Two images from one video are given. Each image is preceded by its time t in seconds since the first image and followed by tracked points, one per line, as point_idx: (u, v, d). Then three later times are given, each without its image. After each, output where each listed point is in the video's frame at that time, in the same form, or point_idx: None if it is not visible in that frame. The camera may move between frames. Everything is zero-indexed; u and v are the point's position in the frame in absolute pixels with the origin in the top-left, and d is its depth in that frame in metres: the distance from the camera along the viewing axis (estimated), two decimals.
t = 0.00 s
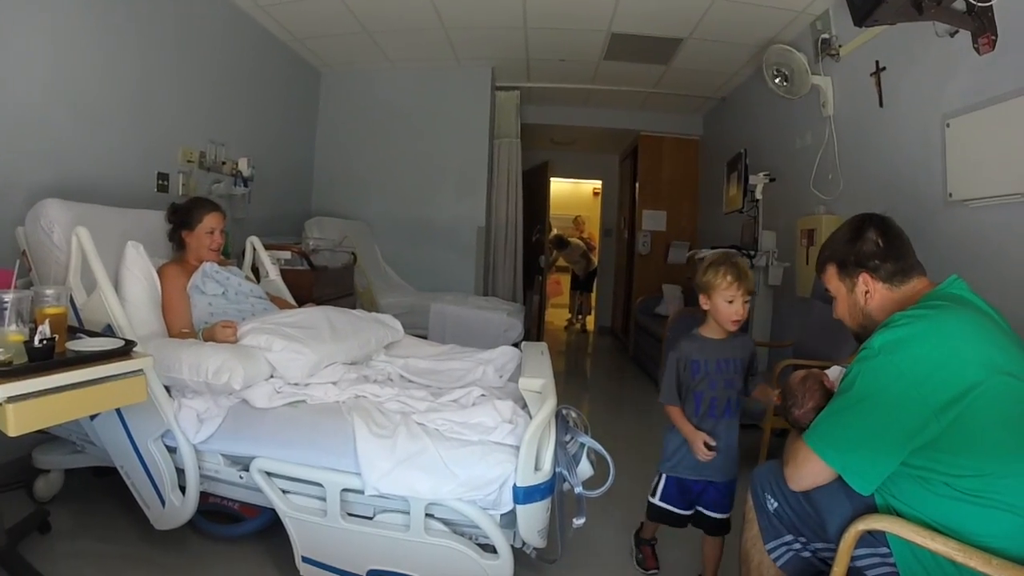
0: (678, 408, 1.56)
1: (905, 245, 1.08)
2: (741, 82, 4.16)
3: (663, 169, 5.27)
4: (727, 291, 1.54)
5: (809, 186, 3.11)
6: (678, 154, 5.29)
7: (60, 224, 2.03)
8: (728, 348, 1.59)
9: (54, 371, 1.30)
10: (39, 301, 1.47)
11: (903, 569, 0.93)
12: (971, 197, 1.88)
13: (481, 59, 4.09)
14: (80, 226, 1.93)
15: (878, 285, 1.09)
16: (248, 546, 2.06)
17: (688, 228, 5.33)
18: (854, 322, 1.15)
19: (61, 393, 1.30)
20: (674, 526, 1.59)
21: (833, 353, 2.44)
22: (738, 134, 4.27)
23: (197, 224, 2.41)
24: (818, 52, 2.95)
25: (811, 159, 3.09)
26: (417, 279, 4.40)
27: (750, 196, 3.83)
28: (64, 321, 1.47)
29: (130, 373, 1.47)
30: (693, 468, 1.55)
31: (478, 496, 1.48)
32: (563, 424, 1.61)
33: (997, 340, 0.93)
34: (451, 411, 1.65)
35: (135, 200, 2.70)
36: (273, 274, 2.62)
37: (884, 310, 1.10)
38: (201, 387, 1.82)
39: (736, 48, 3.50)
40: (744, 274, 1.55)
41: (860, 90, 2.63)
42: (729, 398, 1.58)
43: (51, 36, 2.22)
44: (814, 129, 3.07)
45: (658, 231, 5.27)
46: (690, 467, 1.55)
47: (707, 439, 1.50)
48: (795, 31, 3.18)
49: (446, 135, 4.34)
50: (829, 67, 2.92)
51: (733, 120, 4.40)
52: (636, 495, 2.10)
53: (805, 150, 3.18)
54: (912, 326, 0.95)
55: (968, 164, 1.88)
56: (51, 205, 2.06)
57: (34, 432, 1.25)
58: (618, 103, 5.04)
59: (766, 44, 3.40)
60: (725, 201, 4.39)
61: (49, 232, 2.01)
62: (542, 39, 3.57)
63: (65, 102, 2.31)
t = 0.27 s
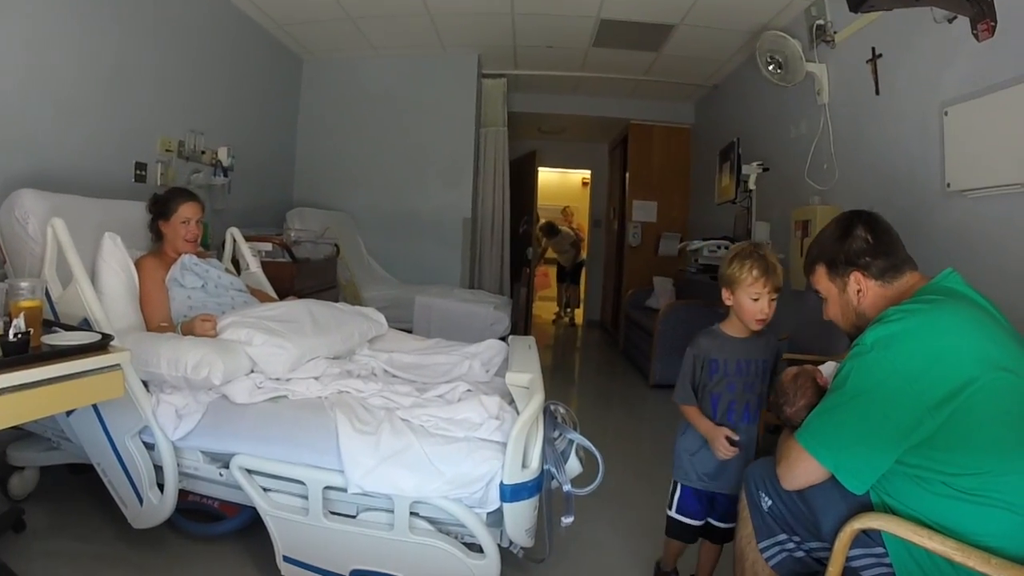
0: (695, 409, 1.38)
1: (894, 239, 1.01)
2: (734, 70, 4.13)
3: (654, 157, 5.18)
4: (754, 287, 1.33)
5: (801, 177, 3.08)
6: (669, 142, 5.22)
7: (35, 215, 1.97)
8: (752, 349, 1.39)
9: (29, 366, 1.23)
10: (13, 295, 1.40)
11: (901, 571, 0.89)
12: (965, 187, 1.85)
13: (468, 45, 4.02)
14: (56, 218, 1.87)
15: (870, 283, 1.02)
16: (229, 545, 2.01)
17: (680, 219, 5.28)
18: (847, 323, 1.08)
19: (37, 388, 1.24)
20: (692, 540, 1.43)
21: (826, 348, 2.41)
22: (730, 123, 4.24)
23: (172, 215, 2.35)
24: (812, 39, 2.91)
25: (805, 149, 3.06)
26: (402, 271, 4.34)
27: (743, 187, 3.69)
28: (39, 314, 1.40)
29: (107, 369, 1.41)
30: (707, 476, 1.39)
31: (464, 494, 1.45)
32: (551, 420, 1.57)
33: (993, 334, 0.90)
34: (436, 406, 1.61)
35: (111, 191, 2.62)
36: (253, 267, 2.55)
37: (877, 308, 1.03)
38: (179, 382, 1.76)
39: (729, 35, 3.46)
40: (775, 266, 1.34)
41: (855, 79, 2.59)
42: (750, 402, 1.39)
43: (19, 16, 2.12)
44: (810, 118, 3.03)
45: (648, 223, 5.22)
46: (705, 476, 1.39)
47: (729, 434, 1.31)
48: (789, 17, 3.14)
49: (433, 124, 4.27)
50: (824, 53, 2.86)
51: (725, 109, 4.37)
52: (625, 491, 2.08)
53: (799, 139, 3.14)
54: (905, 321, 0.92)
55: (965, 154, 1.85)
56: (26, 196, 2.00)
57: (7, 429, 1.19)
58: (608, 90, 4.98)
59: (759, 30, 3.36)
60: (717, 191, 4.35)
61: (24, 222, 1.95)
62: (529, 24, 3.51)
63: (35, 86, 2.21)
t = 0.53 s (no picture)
0: (702, 404, 1.30)
1: (887, 233, 0.98)
2: (726, 56, 4.10)
3: (645, 145, 5.17)
4: (758, 282, 1.28)
5: (794, 166, 3.05)
6: (660, 130, 5.18)
7: (7, 205, 1.92)
8: (754, 347, 1.34)
9: None
10: None
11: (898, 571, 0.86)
12: (963, 176, 1.82)
13: (454, 31, 3.96)
14: (30, 208, 1.80)
15: (866, 278, 0.99)
16: (209, 544, 1.96)
17: (670, 210, 5.24)
18: (842, 320, 1.04)
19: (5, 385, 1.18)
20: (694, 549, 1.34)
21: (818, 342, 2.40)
22: (723, 111, 4.22)
23: (148, 205, 2.28)
24: (807, 25, 2.86)
25: (798, 138, 3.03)
26: (386, 263, 4.28)
27: (736, 176, 3.73)
28: (12, 308, 1.34)
29: (83, 364, 1.35)
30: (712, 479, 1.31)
31: (449, 491, 1.42)
32: (539, 415, 1.53)
33: (992, 328, 0.87)
34: (421, 402, 1.56)
35: (86, 181, 2.53)
36: (233, 259, 2.48)
37: (873, 305, 1.00)
38: (157, 377, 1.71)
39: (720, 20, 3.43)
40: (779, 260, 1.30)
41: (848, 67, 2.57)
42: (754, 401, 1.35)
43: None
44: (804, 106, 2.98)
45: (638, 214, 5.19)
46: (708, 480, 1.31)
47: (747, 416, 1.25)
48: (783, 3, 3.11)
49: (420, 113, 4.20)
50: (818, 40, 2.82)
51: (718, 95, 4.34)
52: (614, 489, 2.05)
53: (792, 128, 3.10)
54: (900, 315, 0.89)
55: (964, 143, 1.82)
56: None
57: None
58: (596, 78, 4.94)
59: (751, 16, 3.33)
60: (708, 181, 4.31)
61: None
62: (517, 9, 3.45)
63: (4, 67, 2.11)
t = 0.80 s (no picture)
0: (696, 402, 1.27)
1: (884, 224, 0.96)
2: (718, 42, 4.07)
3: (634, 133, 5.13)
4: (751, 276, 1.26)
5: (784, 156, 3.03)
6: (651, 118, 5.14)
7: None
8: (748, 342, 1.32)
9: None
10: None
11: (894, 570, 0.84)
12: (965, 165, 1.74)
13: (439, 16, 3.89)
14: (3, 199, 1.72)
15: (864, 271, 0.96)
16: (187, 543, 1.91)
17: (659, 201, 5.21)
18: (838, 315, 1.02)
19: None
20: (684, 548, 1.32)
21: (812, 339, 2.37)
22: (714, 98, 4.18)
23: (124, 195, 2.21)
24: (801, 10, 2.81)
25: (789, 126, 2.99)
26: (371, 255, 4.21)
27: (727, 165, 3.71)
28: None
29: (57, 359, 1.29)
30: (702, 479, 1.28)
31: (433, 489, 1.38)
32: (526, 411, 1.49)
33: (990, 321, 0.85)
34: (405, 397, 1.52)
35: (60, 170, 2.45)
36: (212, 250, 2.41)
37: (871, 298, 0.97)
38: (133, 371, 1.66)
39: (711, 6, 3.39)
40: (773, 252, 1.27)
41: (839, 55, 2.54)
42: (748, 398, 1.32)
43: None
44: (797, 94, 2.92)
45: (627, 204, 5.16)
46: (700, 480, 1.28)
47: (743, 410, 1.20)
48: None
49: (406, 101, 4.14)
50: (812, 26, 2.78)
51: (709, 83, 4.30)
52: (602, 486, 2.02)
53: (784, 115, 3.05)
54: (896, 308, 0.87)
55: (966, 130, 1.73)
56: None
57: None
58: (585, 64, 4.88)
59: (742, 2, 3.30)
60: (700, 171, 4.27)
61: None
62: None
63: None
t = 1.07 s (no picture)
0: (690, 399, 1.23)
1: (881, 213, 0.93)
2: (710, 27, 4.03)
3: (623, 120, 5.10)
4: (742, 268, 1.23)
5: (777, 143, 3.00)
6: (640, 104, 5.11)
7: None
8: (741, 336, 1.29)
9: None
10: None
11: (889, 569, 0.81)
12: (964, 154, 1.70)
13: None
14: None
15: (860, 262, 0.94)
16: (165, 543, 1.85)
17: (650, 190, 5.17)
18: (833, 307, 0.99)
19: None
20: (675, 549, 1.29)
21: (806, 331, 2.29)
22: (706, 85, 4.15)
23: (99, 184, 2.14)
24: None
25: (783, 114, 2.95)
26: (355, 247, 4.15)
27: (720, 152, 3.68)
28: None
29: (30, 353, 1.23)
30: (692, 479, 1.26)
31: (416, 487, 1.34)
32: (512, 407, 1.46)
33: (988, 314, 0.83)
34: (388, 392, 1.48)
35: (32, 158, 2.35)
36: (190, 241, 2.34)
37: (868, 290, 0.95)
38: (109, 365, 1.60)
39: None
40: (766, 243, 1.24)
41: (834, 42, 2.51)
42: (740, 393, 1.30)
43: None
44: (791, 79, 2.89)
45: (615, 193, 5.13)
46: (693, 479, 1.26)
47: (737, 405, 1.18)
48: None
49: (392, 87, 4.07)
50: (806, 11, 2.74)
51: (701, 70, 4.26)
52: (590, 484, 1.99)
53: (778, 102, 3.02)
54: (891, 300, 0.84)
55: (964, 118, 1.70)
56: None
57: None
58: (573, 50, 4.83)
59: None
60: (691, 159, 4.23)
61: None
62: None
63: None
